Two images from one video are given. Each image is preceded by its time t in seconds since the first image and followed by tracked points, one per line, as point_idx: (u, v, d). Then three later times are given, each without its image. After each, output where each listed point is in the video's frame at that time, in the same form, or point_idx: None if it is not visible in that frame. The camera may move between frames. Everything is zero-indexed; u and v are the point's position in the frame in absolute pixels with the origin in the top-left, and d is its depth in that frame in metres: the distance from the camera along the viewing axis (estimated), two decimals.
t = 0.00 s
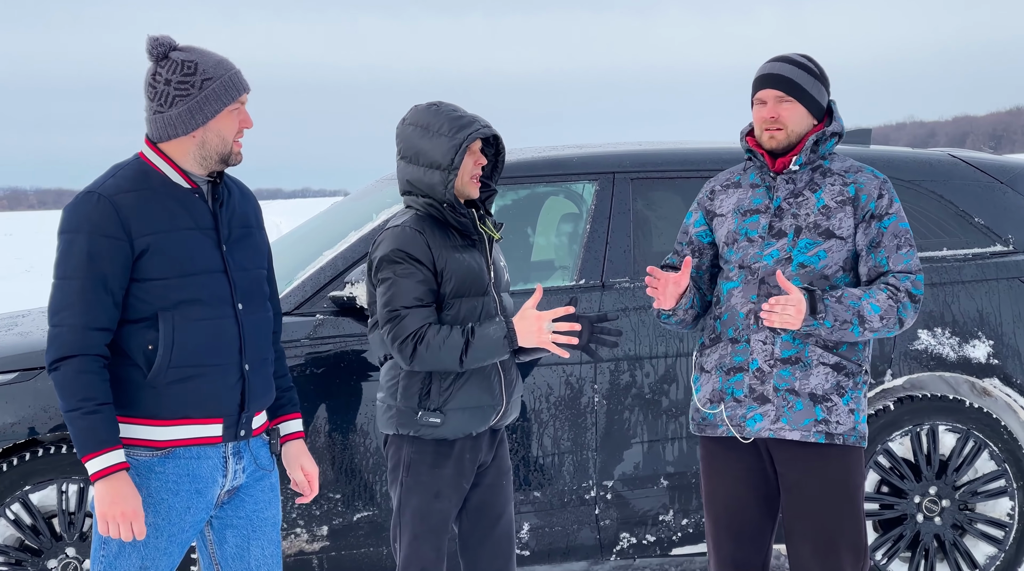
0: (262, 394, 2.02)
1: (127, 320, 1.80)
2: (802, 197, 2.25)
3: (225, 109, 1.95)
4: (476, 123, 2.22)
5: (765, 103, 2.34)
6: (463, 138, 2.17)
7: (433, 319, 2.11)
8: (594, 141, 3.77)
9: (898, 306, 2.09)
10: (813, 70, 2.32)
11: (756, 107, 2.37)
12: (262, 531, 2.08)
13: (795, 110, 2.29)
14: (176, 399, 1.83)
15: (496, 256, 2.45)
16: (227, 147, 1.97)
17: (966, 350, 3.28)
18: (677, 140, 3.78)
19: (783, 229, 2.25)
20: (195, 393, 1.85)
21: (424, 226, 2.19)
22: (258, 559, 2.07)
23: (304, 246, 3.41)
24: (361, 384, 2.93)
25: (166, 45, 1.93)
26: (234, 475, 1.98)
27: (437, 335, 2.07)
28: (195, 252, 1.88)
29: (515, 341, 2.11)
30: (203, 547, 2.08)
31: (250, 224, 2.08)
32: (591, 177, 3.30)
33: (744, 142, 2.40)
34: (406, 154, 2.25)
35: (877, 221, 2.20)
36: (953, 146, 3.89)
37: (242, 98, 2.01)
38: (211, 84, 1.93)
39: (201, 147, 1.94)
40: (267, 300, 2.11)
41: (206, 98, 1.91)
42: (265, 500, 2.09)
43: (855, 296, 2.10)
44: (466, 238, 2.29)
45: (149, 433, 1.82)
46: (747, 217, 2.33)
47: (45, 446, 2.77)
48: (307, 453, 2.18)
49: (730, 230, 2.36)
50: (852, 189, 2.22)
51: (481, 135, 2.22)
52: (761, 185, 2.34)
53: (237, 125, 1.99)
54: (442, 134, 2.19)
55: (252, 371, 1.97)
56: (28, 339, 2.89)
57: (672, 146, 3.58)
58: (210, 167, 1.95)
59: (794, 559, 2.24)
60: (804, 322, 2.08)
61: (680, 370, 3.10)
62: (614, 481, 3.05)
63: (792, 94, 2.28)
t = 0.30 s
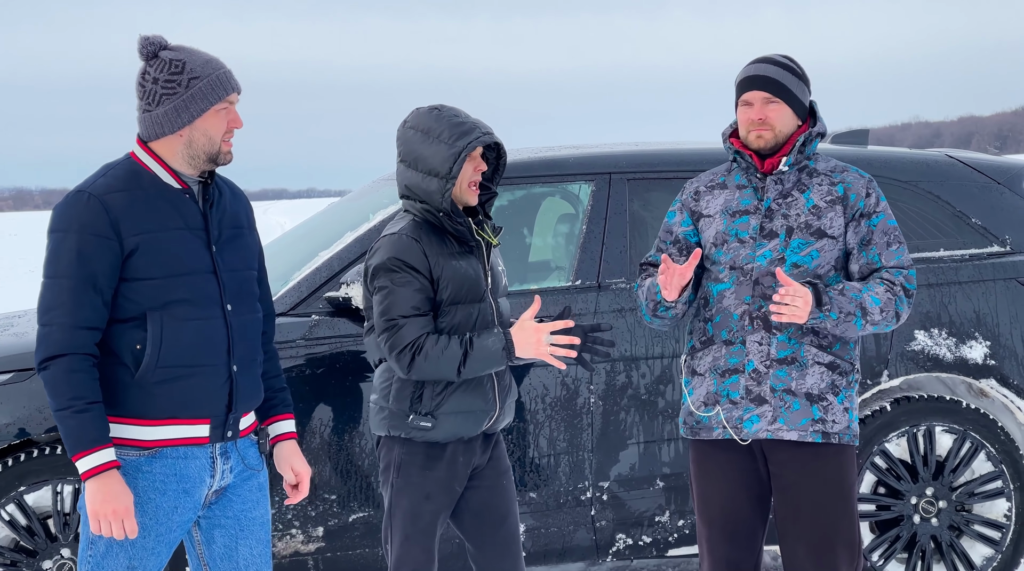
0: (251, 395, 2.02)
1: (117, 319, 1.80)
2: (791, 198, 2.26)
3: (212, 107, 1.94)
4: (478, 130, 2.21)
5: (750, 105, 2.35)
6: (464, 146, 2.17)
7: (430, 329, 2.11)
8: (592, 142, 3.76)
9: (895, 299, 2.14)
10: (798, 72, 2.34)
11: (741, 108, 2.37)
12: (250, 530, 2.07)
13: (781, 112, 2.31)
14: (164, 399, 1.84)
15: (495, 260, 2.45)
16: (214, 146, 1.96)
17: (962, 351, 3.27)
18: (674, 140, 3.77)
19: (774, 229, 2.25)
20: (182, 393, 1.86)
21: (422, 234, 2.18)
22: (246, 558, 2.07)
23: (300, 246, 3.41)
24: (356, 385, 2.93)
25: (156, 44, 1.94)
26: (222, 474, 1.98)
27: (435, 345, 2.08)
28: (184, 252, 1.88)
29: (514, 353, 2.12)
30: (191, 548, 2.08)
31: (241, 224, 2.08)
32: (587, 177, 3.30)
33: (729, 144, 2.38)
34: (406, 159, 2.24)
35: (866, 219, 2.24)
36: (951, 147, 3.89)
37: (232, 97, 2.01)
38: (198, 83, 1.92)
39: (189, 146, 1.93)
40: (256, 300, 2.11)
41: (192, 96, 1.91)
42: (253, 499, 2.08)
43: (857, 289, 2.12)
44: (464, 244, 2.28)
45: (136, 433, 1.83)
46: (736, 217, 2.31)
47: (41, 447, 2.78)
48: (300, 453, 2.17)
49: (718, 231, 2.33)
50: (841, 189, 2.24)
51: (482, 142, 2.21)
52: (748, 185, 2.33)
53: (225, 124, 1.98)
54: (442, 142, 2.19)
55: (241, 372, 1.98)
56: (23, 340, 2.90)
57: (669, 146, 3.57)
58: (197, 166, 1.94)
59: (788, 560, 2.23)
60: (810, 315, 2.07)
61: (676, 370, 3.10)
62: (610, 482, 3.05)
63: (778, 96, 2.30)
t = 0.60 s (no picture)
0: (241, 399, 2.03)
1: (106, 320, 1.84)
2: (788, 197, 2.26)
3: (187, 103, 1.96)
4: (503, 134, 2.21)
5: (747, 106, 2.34)
6: (489, 149, 2.16)
7: (447, 330, 2.11)
8: (592, 144, 3.76)
9: (902, 263, 2.18)
10: (795, 75, 2.33)
11: (738, 110, 2.36)
12: (242, 533, 2.07)
13: (778, 113, 2.29)
14: (152, 401, 1.87)
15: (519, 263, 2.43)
16: (191, 143, 1.96)
17: (962, 353, 3.27)
18: (675, 142, 3.76)
19: (771, 229, 2.25)
20: (170, 396, 1.89)
21: (443, 235, 2.18)
22: (239, 561, 2.06)
23: (300, 247, 3.40)
24: (354, 388, 2.93)
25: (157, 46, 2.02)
26: (212, 476, 2.00)
27: (450, 346, 2.07)
28: (174, 254, 1.91)
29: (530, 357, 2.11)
30: (184, 551, 2.09)
31: (238, 227, 2.10)
32: (587, 179, 3.29)
33: (728, 147, 2.38)
34: (429, 161, 2.24)
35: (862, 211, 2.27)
36: (952, 148, 3.87)
37: (216, 96, 2.01)
38: (175, 79, 1.96)
39: (169, 143, 1.96)
40: (252, 303, 2.13)
41: (167, 93, 1.95)
42: (245, 502, 2.09)
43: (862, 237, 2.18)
44: (486, 248, 2.26)
45: (124, 433, 1.86)
46: (732, 217, 2.30)
47: (38, 449, 2.77)
48: (294, 455, 2.17)
49: (714, 229, 2.32)
50: (837, 187, 2.26)
51: (507, 147, 2.20)
52: (746, 186, 2.33)
53: (203, 122, 1.98)
54: (466, 146, 2.18)
55: (230, 376, 1.99)
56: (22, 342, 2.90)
57: (669, 148, 3.56)
58: (175, 162, 1.96)
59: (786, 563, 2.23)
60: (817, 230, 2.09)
61: (675, 372, 3.10)
62: (609, 484, 3.04)
63: (775, 98, 2.28)
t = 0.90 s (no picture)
0: (235, 399, 2.02)
1: (101, 319, 1.87)
2: (786, 198, 2.26)
3: (178, 99, 1.99)
4: (524, 128, 2.20)
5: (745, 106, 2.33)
6: (513, 143, 2.15)
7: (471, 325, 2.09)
8: (593, 144, 3.76)
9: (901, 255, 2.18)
10: (793, 74, 2.31)
11: (737, 110, 2.35)
12: (238, 534, 2.07)
13: (776, 113, 2.28)
14: (144, 400, 1.89)
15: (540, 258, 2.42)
16: (182, 139, 1.98)
17: (964, 353, 3.26)
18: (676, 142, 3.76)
19: (769, 229, 2.24)
20: (162, 395, 1.90)
21: (467, 228, 2.18)
22: (234, 562, 2.07)
23: (301, 248, 3.40)
24: (355, 388, 2.92)
25: (158, 49, 2.07)
26: (205, 476, 2.00)
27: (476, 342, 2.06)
28: (166, 254, 1.93)
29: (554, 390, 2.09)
30: (182, 550, 2.10)
31: (237, 226, 2.10)
32: (587, 179, 3.29)
33: (726, 146, 2.37)
34: (451, 153, 2.22)
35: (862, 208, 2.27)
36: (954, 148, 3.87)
37: (207, 93, 2.03)
38: (166, 77, 2.00)
39: (161, 140, 1.99)
40: (252, 304, 2.13)
41: (158, 91, 1.99)
42: (240, 502, 2.08)
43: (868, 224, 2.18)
44: (507, 240, 2.26)
45: (116, 431, 1.89)
46: (731, 216, 2.30)
47: (38, 450, 2.77)
48: (300, 455, 2.15)
49: (712, 229, 2.32)
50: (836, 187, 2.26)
51: (529, 140, 2.19)
52: (745, 186, 2.32)
53: (193, 119, 2.00)
54: (491, 139, 2.16)
55: (224, 376, 1.99)
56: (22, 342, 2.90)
57: (669, 148, 3.56)
58: (169, 158, 1.99)
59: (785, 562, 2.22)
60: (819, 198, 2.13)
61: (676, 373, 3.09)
62: (609, 485, 3.04)
63: (773, 98, 2.27)
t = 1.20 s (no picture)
0: (237, 401, 2.02)
1: (103, 319, 1.87)
2: (786, 200, 2.24)
3: (180, 99, 1.99)
4: (530, 130, 2.20)
5: (744, 109, 2.31)
6: (521, 145, 2.16)
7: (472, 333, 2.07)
8: (596, 145, 3.75)
9: (902, 264, 2.18)
10: (790, 73, 2.30)
11: (735, 112, 2.34)
12: (241, 536, 2.07)
13: (776, 115, 2.27)
14: (146, 400, 1.89)
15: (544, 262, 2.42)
16: (184, 138, 1.98)
17: (968, 354, 3.26)
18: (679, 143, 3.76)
19: (770, 232, 2.24)
20: (164, 396, 1.90)
21: (476, 232, 2.16)
22: (238, 564, 2.07)
23: (304, 249, 3.40)
24: (358, 390, 2.92)
25: (161, 50, 2.07)
26: (208, 478, 1.99)
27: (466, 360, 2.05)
28: (168, 254, 1.93)
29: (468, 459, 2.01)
30: (186, 551, 2.11)
31: (241, 227, 2.10)
32: (591, 180, 3.28)
33: (724, 147, 2.36)
34: (456, 156, 2.22)
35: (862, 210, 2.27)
36: (958, 149, 3.86)
37: (209, 92, 2.03)
38: (167, 76, 2.00)
39: (164, 140, 1.99)
40: (255, 305, 2.13)
41: (160, 90, 1.99)
42: (243, 504, 2.08)
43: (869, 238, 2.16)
44: (513, 243, 2.25)
45: (117, 432, 1.89)
46: (731, 220, 2.30)
47: (42, 450, 2.77)
48: (303, 463, 2.14)
49: (712, 232, 2.31)
50: (836, 189, 2.25)
51: (535, 142, 2.20)
52: (744, 188, 2.32)
53: (194, 118, 2.00)
54: (500, 142, 2.16)
55: (225, 377, 1.99)
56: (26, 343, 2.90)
57: (673, 149, 3.56)
58: (171, 158, 1.99)
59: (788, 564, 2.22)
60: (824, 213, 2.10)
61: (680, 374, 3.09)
62: (613, 486, 3.03)
63: (772, 100, 2.26)
